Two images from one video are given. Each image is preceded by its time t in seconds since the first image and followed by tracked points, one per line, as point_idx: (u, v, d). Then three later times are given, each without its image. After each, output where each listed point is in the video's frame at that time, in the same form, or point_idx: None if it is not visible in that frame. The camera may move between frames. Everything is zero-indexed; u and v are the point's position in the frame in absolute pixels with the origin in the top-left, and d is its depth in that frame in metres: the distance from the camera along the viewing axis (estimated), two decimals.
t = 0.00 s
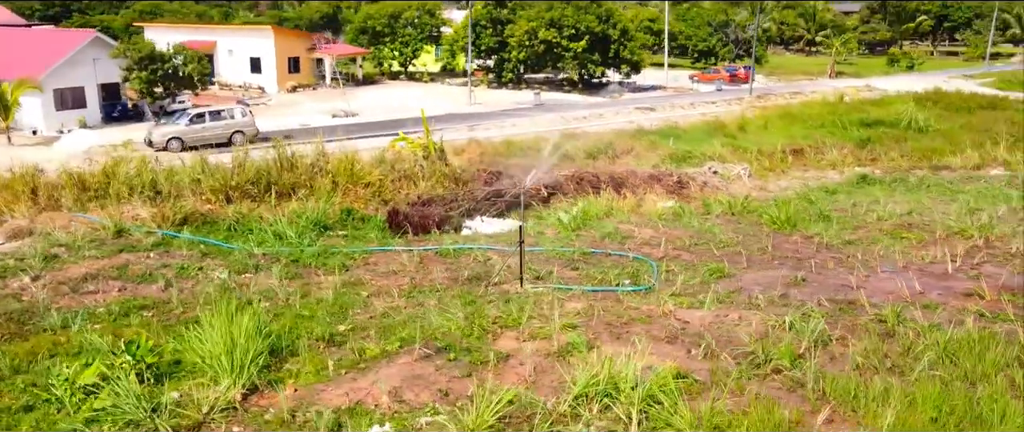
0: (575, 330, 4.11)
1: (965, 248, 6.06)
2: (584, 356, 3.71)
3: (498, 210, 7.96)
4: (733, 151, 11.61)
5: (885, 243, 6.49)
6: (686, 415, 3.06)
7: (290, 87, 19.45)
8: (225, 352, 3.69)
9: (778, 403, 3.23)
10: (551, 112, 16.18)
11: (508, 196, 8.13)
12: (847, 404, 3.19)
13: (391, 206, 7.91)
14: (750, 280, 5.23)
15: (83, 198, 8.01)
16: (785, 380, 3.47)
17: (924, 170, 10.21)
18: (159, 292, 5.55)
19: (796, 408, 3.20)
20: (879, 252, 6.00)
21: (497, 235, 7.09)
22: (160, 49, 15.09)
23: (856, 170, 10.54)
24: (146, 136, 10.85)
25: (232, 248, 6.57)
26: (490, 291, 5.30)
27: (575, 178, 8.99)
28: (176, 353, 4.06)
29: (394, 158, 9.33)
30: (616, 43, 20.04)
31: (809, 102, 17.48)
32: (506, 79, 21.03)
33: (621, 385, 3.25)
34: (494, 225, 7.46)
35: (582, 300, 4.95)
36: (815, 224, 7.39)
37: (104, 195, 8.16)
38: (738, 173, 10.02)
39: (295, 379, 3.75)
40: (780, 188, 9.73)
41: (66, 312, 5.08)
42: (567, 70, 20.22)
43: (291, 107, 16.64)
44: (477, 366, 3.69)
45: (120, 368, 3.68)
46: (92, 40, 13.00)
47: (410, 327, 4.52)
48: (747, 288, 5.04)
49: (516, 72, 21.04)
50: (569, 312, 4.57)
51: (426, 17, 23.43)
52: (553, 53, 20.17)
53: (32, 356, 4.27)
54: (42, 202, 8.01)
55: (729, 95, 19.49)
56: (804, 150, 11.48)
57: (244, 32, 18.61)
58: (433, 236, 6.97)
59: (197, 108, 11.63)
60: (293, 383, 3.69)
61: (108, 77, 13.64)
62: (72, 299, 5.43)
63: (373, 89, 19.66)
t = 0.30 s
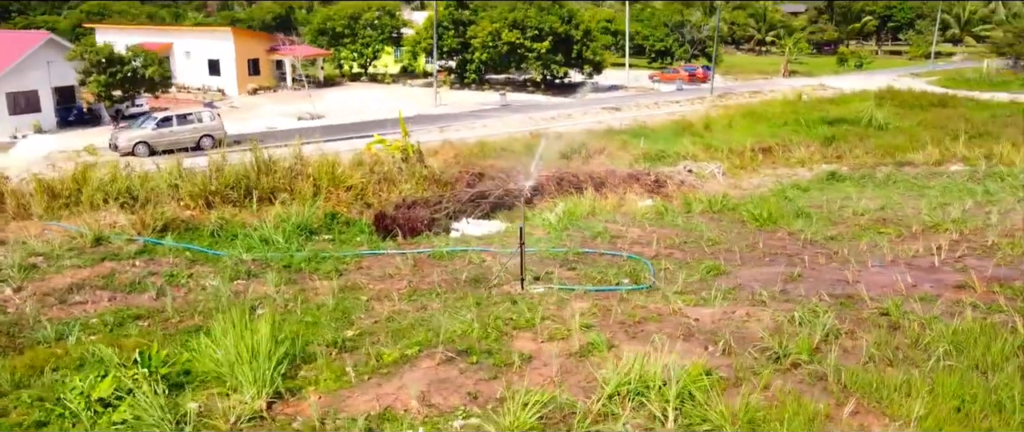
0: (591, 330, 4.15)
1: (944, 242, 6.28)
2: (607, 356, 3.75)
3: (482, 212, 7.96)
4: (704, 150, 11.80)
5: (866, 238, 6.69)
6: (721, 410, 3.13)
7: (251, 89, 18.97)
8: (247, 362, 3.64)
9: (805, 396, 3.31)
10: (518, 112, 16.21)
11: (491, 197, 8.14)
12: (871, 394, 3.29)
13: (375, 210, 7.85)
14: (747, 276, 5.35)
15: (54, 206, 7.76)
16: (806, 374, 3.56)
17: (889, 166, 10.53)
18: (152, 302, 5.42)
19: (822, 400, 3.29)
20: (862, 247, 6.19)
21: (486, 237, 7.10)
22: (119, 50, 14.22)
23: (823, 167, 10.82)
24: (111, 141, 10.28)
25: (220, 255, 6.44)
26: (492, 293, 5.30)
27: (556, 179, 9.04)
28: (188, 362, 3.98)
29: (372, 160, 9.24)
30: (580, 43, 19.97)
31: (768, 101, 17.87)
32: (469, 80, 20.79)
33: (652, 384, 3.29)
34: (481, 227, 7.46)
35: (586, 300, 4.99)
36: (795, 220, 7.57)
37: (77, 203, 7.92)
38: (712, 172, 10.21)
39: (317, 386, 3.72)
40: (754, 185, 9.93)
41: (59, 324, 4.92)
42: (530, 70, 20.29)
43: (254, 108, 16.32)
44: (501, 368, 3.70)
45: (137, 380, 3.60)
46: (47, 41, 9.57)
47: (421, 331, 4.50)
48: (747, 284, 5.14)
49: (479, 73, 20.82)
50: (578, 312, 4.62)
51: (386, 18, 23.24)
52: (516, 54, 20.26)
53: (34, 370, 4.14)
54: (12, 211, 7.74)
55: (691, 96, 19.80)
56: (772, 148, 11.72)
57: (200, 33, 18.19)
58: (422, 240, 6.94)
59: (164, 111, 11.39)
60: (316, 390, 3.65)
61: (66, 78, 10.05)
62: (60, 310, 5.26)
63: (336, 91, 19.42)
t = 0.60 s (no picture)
0: (606, 330, 4.19)
1: (920, 236, 6.52)
2: (630, 356, 3.79)
3: (466, 214, 7.97)
4: (674, 149, 11.97)
5: (845, 234, 6.90)
6: (754, 404, 3.20)
7: (210, 92, 18.44)
8: (269, 371, 3.59)
9: (829, 389, 3.41)
10: (484, 114, 16.24)
11: (474, 200, 8.15)
12: (890, 383, 3.40)
13: (359, 214, 7.78)
14: (741, 274, 5.48)
15: (23, 215, 7.49)
16: (825, 367, 3.67)
17: (853, 163, 10.85)
18: (146, 312, 5.28)
19: (846, 392, 3.39)
20: (845, 243, 6.39)
21: (474, 239, 7.12)
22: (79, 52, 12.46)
23: (790, 165, 11.09)
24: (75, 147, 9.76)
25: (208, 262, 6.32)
26: (494, 296, 5.32)
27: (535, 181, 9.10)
28: (202, 373, 3.90)
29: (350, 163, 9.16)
30: (541, 44, 20.50)
31: (726, 102, 18.27)
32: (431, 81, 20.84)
33: (684, 381, 3.35)
34: (468, 229, 7.47)
35: (590, 300, 5.05)
36: (774, 217, 7.77)
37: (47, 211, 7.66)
38: (685, 171, 10.39)
39: (341, 392, 3.69)
40: (726, 184, 10.12)
41: (52, 337, 4.76)
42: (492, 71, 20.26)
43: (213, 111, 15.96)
44: (526, 371, 3.72)
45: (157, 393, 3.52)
46: None
47: (433, 335, 4.49)
48: (744, 282, 5.26)
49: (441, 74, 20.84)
50: (587, 313, 4.67)
51: (344, 20, 23.05)
52: (478, 55, 20.04)
53: (38, 386, 4.01)
54: None
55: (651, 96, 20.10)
56: (740, 147, 11.95)
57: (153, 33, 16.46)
58: (412, 243, 6.93)
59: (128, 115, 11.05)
60: (341, 397, 3.62)
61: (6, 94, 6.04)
62: (50, 322, 5.09)
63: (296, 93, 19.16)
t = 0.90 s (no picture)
0: (620, 331, 4.26)
1: (898, 232, 6.75)
2: (652, 357, 3.85)
3: (450, 218, 7.97)
4: (643, 149, 12.13)
5: (825, 231, 7.11)
6: (784, 399, 3.29)
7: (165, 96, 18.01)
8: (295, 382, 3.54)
9: (850, 383, 3.52)
10: (449, 116, 16.21)
11: (457, 204, 8.15)
12: (908, 376, 3.52)
13: (342, 220, 7.71)
14: (735, 272, 5.61)
15: None
16: (841, 361, 3.79)
17: (818, 162, 11.16)
18: (141, 324, 5.15)
19: (868, 386, 3.50)
20: (827, 240, 6.59)
21: (462, 242, 7.13)
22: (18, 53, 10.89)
23: (758, 164, 11.35)
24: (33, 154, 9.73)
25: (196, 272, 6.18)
26: (496, 299, 5.34)
27: (514, 184, 9.15)
28: (221, 386, 3.83)
29: (326, 167, 9.07)
30: (502, 47, 20.16)
31: (686, 103, 18.59)
32: (390, 84, 20.86)
33: (714, 380, 3.43)
34: (454, 233, 7.47)
35: (593, 301, 5.11)
36: (752, 216, 7.95)
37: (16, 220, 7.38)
38: (658, 171, 10.54)
39: (368, 400, 3.67)
40: (698, 184, 10.31)
41: (48, 353, 4.61)
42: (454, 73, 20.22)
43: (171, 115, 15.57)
44: (553, 373, 3.75)
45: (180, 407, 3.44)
46: None
47: (447, 341, 4.49)
48: (741, 280, 5.38)
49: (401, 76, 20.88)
50: (595, 315, 4.73)
51: (300, 21, 22.76)
52: (440, 57, 20.01)
53: (44, 405, 3.89)
54: None
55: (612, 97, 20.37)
56: (707, 148, 12.18)
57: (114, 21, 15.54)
58: (402, 248, 6.91)
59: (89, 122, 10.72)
60: (369, 406, 3.60)
61: None
62: (41, 337, 4.92)
63: (254, 97, 18.83)
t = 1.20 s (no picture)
0: (635, 329, 4.33)
1: (875, 228, 6.99)
2: (672, 355, 3.94)
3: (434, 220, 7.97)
4: (613, 150, 12.27)
5: (804, 228, 7.33)
6: (810, 391, 3.40)
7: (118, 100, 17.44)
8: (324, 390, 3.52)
9: (867, 374, 3.65)
10: (414, 117, 16.14)
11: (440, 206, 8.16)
12: (920, 365, 3.68)
13: (326, 226, 7.64)
14: (729, 270, 5.75)
15: None
16: (853, 354, 3.93)
17: (783, 161, 11.47)
18: (138, 335, 5.04)
19: (884, 377, 3.64)
20: (809, 236, 6.79)
21: (450, 245, 7.15)
22: None
23: (725, 164, 11.60)
24: None
25: (185, 281, 6.07)
26: (498, 302, 5.37)
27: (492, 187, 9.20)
28: (242, 396, 3.78)
29: (303, 171, 8.97)
30: (462, 48, 19.78)
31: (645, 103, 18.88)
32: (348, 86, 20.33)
33: (740, 375, 3.53)
34: (441, 236, 7.47)
35: (597, 301, 5.17)
36: (730, 214, 8.14)
37: None
38: (631, 171, 10.68)
39: (395, 406, 3.66)
40: (671, 183, 10.49)
41: (46, 368, 4.48)
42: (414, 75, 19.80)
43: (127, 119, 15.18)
44: (578, 374, 3.81)
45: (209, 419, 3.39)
46: None
47: (461, 346, 4.50)
48: (738, 278, 5.51)
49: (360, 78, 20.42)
50: (603, 314, 4.80)
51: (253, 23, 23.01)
52: (399, 59, 20.10)
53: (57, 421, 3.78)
54: None
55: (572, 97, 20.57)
56: (674, 148, 12.39)
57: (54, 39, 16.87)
58: (391, 252, 6.91)
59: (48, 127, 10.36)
60: (399, 412, 3.60)
61: None
62: (35, 351, 4.77)
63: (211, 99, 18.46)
